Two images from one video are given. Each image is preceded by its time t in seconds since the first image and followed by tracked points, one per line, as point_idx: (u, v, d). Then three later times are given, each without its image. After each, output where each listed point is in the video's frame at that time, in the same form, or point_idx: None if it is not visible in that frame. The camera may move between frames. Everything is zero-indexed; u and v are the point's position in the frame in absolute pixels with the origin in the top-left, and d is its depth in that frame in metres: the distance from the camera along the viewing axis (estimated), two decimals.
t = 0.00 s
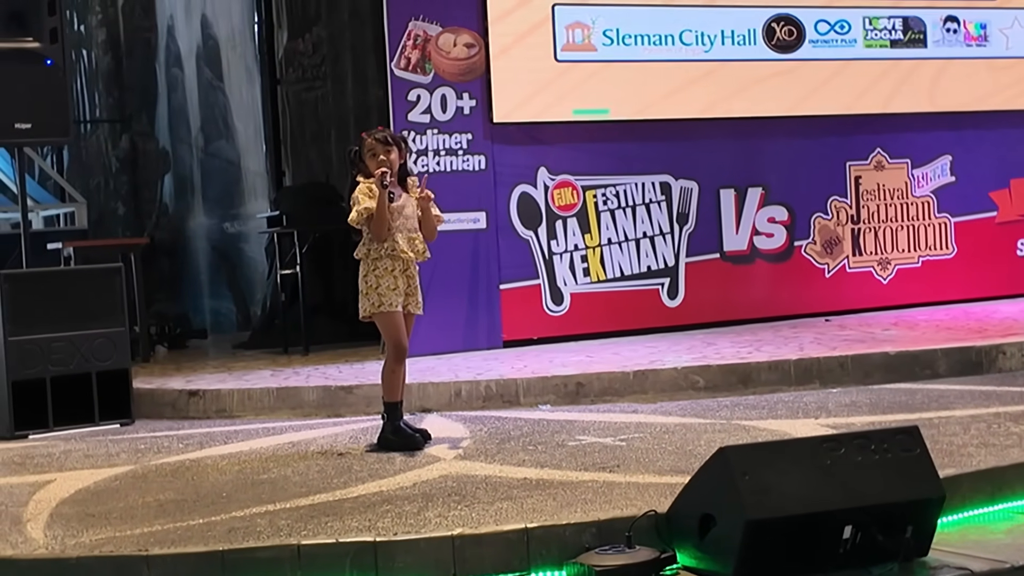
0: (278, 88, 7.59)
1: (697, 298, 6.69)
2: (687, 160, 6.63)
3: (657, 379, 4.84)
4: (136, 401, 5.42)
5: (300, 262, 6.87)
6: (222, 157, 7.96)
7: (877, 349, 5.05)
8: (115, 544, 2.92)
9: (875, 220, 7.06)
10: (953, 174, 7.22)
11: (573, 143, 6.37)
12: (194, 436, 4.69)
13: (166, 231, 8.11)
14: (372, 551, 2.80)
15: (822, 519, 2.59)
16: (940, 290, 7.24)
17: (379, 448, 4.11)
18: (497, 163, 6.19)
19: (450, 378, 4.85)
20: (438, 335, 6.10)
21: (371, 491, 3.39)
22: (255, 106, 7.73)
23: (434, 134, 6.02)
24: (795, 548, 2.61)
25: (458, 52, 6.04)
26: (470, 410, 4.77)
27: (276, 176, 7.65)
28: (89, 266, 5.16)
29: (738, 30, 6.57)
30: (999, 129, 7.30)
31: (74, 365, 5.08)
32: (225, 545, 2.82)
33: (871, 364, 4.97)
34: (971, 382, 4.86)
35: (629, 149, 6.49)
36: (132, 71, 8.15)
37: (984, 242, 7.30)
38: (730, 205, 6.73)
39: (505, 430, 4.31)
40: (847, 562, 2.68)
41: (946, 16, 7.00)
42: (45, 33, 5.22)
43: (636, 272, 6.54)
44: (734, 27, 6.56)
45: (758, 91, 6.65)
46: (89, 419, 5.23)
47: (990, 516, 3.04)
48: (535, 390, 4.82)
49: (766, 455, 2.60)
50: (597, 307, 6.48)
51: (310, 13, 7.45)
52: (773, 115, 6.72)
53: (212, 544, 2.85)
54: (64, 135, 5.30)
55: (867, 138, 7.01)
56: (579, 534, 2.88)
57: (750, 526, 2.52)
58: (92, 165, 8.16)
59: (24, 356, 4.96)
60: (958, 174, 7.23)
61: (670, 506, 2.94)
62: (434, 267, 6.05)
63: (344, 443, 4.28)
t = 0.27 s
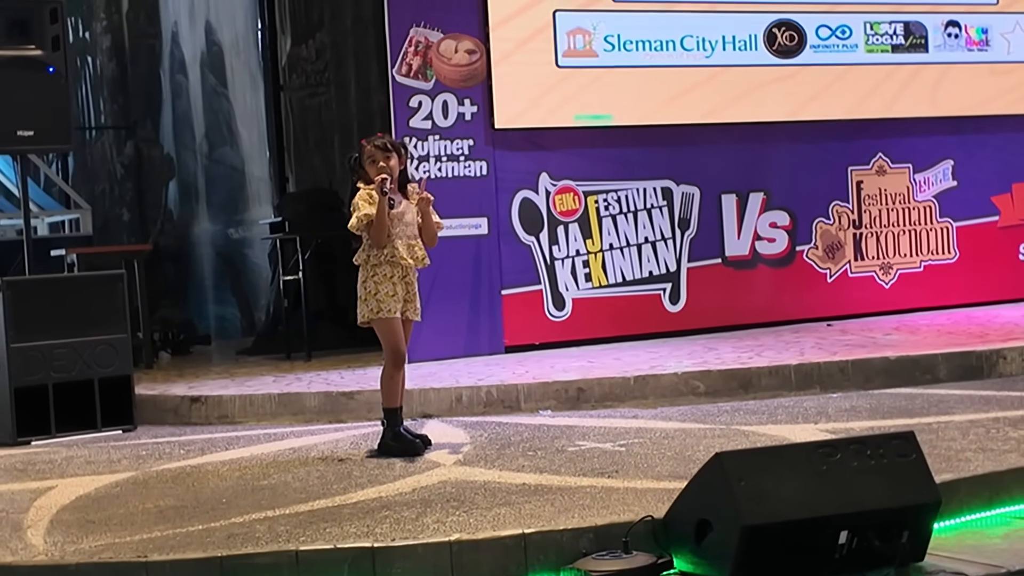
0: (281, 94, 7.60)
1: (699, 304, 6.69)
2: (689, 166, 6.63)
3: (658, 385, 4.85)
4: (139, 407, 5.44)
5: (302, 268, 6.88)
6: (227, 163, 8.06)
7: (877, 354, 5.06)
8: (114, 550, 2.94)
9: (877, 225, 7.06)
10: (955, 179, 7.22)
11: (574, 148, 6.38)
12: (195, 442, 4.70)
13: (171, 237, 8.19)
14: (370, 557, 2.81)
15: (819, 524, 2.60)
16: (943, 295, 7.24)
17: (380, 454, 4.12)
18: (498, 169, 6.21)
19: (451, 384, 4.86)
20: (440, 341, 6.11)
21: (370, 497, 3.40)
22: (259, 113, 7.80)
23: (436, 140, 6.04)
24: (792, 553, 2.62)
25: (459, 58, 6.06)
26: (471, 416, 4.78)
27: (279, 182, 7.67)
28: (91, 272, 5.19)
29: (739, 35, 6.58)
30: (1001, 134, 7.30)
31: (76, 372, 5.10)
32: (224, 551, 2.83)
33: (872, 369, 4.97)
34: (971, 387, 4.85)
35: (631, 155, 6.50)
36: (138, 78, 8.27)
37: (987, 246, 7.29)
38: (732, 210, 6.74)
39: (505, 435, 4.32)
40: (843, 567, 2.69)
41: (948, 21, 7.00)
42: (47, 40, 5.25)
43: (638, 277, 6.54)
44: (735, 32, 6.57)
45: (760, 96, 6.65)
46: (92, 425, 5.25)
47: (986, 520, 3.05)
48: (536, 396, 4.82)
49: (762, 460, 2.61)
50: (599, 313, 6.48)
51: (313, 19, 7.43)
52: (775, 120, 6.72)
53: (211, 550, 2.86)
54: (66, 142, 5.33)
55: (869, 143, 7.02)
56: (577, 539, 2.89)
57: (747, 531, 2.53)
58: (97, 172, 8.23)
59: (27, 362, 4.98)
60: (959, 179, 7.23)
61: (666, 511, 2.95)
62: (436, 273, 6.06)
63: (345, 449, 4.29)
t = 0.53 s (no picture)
0: (285, 100, 7.59)
1: (698, 308, 6.70)
2: (687, 171, 6.65)
3: (653, 389, 4.86)
4: (138, 411, 5.49)
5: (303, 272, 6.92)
6: (233, 169, 8.14)
7: (872, 358, 5.07)
8: (105, 553, 2.98)
9: (876, 229, 7.08)
10: (954, 183, 7.23)
11: (573, 154, 6.41)
12: (192, 446, 4.74)
13: (177, 242, 8.27)
14: (358, 558, 2.84)
15: (801, 525, 2.62)
16: (942, 299, 7.25)
17: (374, 458, 4.14)
18: (497, 175, 6.24)
19: (448, 388, 4.88)
20: (439, 346, 6.14)
21: (361, 500, 3.43)
22: (263, 118, 7.87)
23: (434, 145, 6.07)
24: (774, 555, 2.64)
25: (458, 64, 6.09)
26: (467, 420, 4.80)
27: (283, 186, 7.68)
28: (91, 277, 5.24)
29: (737, 40, 6.59)
30: (1000, 138, 7.31)
31: (77, 376, 5.14)
32: (213, 553, 2.87)
33: (866, 372, 4.99)
34: (965, 391, 4.87)
35: (629, 160, 6.53)
36: (144, 84, 8.32)
37: (986, 250, 7.30)
38: (731, 214, 6.75)
39: (499, 439, 4.34)
40: (826, 568, 2.71)
41: (947, 26, 7.01)
42: (48, 47, 5.29)
43: (636, 282, 6.56)
44: (733, 38, 6.59)
45: (758, 101, 6.67)
46: (91, 429, 5.30)
47: (971, 522, 3.07)
48: (532, 399, 4.85)
49: (744, 462, 2.63)
50: (598, 317, 6.50)
51: (318, 25, 7.43)
52: (773, 125, 6.74)
53: (200, 552, 2.90)
54: (66, 149, 5.38)
55: (867, 147, 7.04)
56: (562, 541, 2.91)
57: (729, 532, 2.55)
58: (104, 178, 8.27)
59: (27, 367, 5.03)
60: (959, 183, 7.24)
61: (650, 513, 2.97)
62: (434, 277, 6.08)
63: (339, 452, 4.32)
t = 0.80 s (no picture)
0: (288, 104, 7.71)
1: (696, 310, 6.73)
2: (685, 173, 6.69)
3: (646, 390, 4.89)
4: (138, 413, 5.55)
5: (303, 275, 6.96)
6: (238, 172, 8.28)
7: (865, 359, 5.11)
8: (96, 550, 3.04)
9: (874, 231, 7.10)
10: (951, 186, 7.26)
11: (570, 156, 6.44)
12: (189, 447, 4.79)
13: (183, 246, 8.28)
14: (343, 556, 2.88)
15: (780, 523, 2.66)
16: (940, 301, 7.26)
17: (367, 458, 4.18)
18: (495, 178, 6.28)
19: (443, 389, 4.92)
20: (437, 347, 6.17)
21: (351, 499, 3.47)
22: (268, 121, 8.08)
23: (432, 148, 6.12)
24: (753, 552, 2.69)
25: (456, 67, 6.13)
26: (462, 421, 4.83)
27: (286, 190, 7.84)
28: (90, 279, 5.29)
29: (735, 44, 6.62)
30: (997, 141, 7.34)
31: (75, 377, 5.21)
32: (201, 550, 2.91)
33: (858, 373, 5.02)
34: (957, 392, 4.90)
35: (626, 163, 6.56)
36: (151, 88, 8.33)
37: (984, 252, 7.32)
38: (728, 217, 6.78)
39: (492, 439, 4.37)
40: (804, 564, 2.77)
41: (944, 29, 7.03)
42: (47, 52, 5.39)
43: (634, 284, 6.59)
44: (731, 41, 6.61)
45: (756, 104, 6.70)
46: (90, 431, 5.36)
47: (952, 521, 3.18)
48: (526, 400, 4.88)
49: (723, 461, 2.66)
50: (596, 319, 6.53)
51: (321, 29, 7.53)
52: (771, 128, 6.77)
53: (188, 550, 2.95)
54: (65, 152, 5.44)
55: (865, 150, 7.07)
56: (545, 538, 2.95)
57: (709, 531, 2.59)
58: (111, 182, 8.30)
59: (27, 369, 5.09)
60: (956, 186, 7.27)
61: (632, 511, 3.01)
62: (432, 279, 6.13)
63: (333, 452, 4.37)
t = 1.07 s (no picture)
0: (294, 105, 7.84)
1: (698, 309, 6.75)
2: (687, 173, 6.71)
3: (646, 388, 4.93)
4: (142, 411, 5.60)
5: (308, 274, 7.01)
6: (245, 173, 8.36)
7: (864, 357, 5.13)
8: (97, 544, 3.09)
9: (876, 231, 7.13)
10: (953, 186, 7.27)
11: (573, 156, 6.48)
12: (193, 444, 4.84)
13: (192, 246, 8.32)
14: (340, 549, 2.92)
15: (770, 517, 2.69)
16: (942, 301, 7.28)
17: (367, 455, 4.22)
18: (498, 177, 6.32)
19: (444, 387, 4.96)
20: (441, 346, 6.21)
21: (350, 494, 3.51)
22: (275, 121, 8.14)
23: (436, 148, 6.16)
24: (744, 545, 2.72)
25: (459, 68, 6.17)
26: (463, 418, 4.87)
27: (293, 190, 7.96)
28: (95, 278, 5.35)
29: (737, 44, 6.65)
30: (1000, 141, 7.36)
31: (80, 376, 5.27)
32: (200, 544, 2.95)
33: (857, 372, 5.05)
34: (955, 390, 4.92)
35: (629, 163, 6.59)
36: (159, 89, 8.37)
37: (986, 252, 7.33)
38: (731, 217, 6.81)
39: (492, 436, 4.41)
40: (795, 558, 2.80)
41: (946, 30, 7.05)
42: (52, 53, 5.46)
43: (636, 283, 6.62)
44: (733, 41, 6.64)
45: (758, 104, 6.72)
46: (96, 428, 5.42)
47: (944, 516, 3.22)
48: (527, 398, 4.92)
49: (714, 455, 2.70)
50: (598, 318, 6.57)
51: (328, 30, 7.62)
52: (773, 128, 6.80)
53: (187, 543, 3.00)
54: (71, 152, 5.50)
55: (867, 150, 7.09)
56: (540, 532, 2.99)
57: (700, 524, 2.62)
58: (120, 182, 8.33)
59: (32, 366, 5.15)
60: (958, 186, 7.29)
61: (626, 506, 3.05)
62: (435, 279, 6.16)
63: (335, 449, 4.41)
